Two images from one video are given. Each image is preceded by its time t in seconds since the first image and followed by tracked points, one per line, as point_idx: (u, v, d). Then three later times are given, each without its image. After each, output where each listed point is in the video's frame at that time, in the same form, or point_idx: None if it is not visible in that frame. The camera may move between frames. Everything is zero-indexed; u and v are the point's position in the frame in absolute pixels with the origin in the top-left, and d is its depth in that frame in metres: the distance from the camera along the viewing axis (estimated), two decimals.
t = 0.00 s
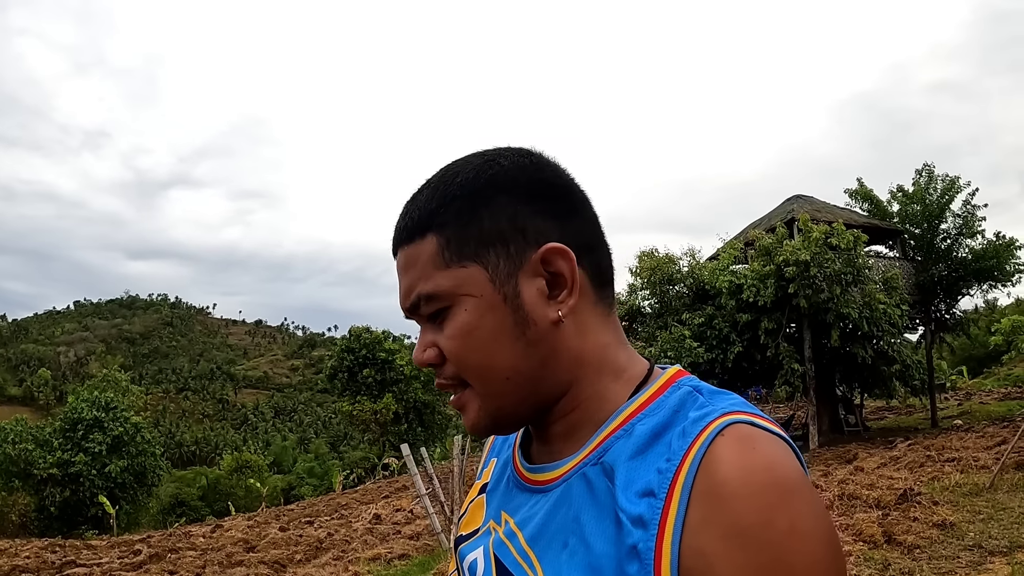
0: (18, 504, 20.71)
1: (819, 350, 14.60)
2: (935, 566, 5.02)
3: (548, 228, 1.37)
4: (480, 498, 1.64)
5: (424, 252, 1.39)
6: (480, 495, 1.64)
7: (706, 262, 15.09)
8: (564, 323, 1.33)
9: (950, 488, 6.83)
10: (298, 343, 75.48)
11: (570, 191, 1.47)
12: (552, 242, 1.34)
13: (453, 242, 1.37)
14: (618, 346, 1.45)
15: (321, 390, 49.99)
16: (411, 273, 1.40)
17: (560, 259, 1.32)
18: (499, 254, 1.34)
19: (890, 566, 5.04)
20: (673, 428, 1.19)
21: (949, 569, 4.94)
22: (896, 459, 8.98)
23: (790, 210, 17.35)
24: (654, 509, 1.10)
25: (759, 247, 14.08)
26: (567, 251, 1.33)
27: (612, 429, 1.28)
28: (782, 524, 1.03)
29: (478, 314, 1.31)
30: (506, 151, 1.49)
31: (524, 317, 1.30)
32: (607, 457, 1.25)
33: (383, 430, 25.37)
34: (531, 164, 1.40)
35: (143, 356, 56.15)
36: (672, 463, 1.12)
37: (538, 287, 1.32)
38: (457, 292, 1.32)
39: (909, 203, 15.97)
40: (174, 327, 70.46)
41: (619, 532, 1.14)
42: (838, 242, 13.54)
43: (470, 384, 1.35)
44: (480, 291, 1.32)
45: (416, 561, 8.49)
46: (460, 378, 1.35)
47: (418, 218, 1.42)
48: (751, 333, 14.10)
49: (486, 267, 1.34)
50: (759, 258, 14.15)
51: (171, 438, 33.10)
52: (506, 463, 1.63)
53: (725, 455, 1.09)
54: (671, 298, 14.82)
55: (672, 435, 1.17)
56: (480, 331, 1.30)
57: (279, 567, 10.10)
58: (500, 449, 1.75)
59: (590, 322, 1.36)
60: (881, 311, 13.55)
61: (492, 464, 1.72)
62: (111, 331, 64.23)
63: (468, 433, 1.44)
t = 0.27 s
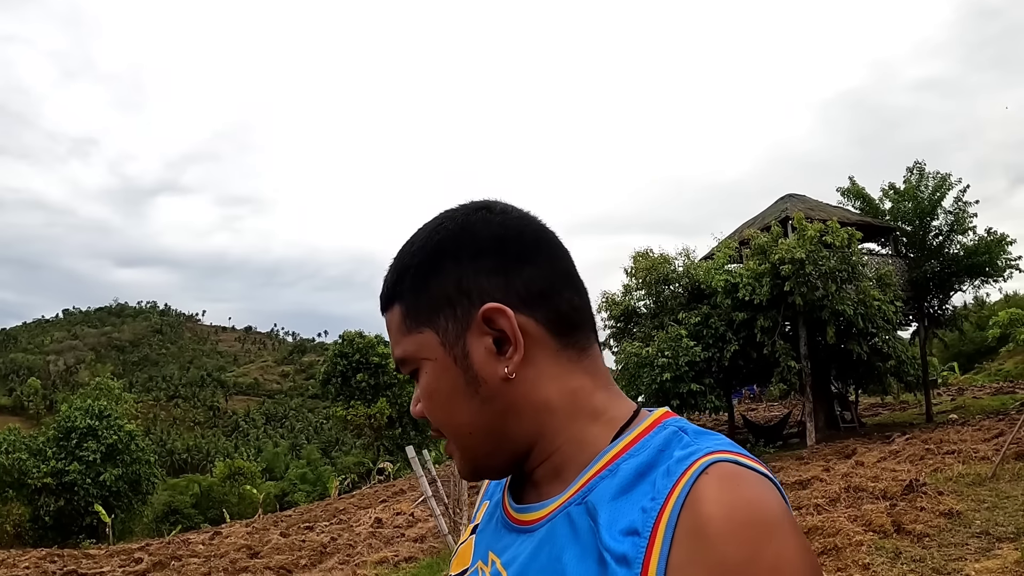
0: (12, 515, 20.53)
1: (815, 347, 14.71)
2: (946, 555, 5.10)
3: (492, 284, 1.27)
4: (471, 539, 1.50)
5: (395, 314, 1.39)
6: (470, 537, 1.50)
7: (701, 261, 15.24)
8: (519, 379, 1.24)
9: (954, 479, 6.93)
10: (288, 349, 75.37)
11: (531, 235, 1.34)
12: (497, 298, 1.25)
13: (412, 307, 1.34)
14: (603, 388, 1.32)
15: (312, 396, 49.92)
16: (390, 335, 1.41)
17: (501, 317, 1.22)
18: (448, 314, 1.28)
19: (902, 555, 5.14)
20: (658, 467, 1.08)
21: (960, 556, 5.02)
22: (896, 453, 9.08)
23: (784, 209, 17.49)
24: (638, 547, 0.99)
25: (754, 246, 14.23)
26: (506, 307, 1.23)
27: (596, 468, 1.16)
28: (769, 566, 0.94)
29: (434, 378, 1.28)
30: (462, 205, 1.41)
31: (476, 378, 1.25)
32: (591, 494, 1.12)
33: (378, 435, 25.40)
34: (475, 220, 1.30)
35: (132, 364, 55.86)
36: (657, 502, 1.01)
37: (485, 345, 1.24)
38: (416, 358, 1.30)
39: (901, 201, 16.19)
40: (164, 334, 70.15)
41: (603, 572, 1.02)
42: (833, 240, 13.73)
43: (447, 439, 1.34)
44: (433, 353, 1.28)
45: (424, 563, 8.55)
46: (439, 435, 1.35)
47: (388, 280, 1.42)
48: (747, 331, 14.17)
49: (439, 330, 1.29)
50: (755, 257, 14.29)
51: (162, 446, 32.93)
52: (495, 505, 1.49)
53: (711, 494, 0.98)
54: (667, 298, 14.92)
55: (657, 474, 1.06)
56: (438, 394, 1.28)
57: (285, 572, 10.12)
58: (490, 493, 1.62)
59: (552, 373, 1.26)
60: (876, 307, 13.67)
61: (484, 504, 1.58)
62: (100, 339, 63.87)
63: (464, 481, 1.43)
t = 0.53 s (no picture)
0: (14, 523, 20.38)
1: (820, 352, 14.79)
2: (964, 552, 5.18)
3: (516, 278, 1.31)
4: (487, 537, 1.52)
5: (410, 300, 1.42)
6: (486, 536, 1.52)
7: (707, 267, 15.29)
8: (533, 371, 1.27)
9: (967, 480, 7.01)
10: (287, 356, 75.40)
11: (555, 238, 1.40)
12: (521, 291, 1.29)
13: (431, 296, 1.37)
14: (611, 385, 1.36)
15: (311, 403, 49.94)
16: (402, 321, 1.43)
17: (524, 309, 1.26)
18: (470, 303, 1.31)
19: (922, 553, 5.22)
20: (653, 460, 1.08)
21: (978, 554, 5.10)
22: (906, 455, 9.14)
23: (788, 215, 17.58)
24: (629, 544, 0.99)
25: (761, 252, 14.28)
26: (530, 302, 1.27)
27: (595, 464, 1.16)
28: (757, 558, 0.93)
29: (449, 363, 1.31)
30: (489, 202, 1.46)
31: (491, 366, 1.28)
32: (589, 493, 1.13)
33: (381, 441, 25.42)
34: (508, 215, 1.35)
35: (131, 370, 55.88)
36: (649, 498, 1.01)
37: (505, 335, 1.27)
38: (432, 341, 1.33)
39: (905, 206, 16.26)
40: (163, 341, 70.16)
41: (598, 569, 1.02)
42: (839, 245, 13.79)
43: (453, 426, 1.36)
44: (451, 340, 1.31)
45: (440, 568, 8.62)
46: (445, 421, 1.36)
47: (407, 269, 1.45)
48: (754, 337, 14.26)
49: (458, 317, 1.32)
50: (761, 262, 14.32)
51: (162, 453, 32.92)
52: (508, 503, 1.51)
53: (700, 488, 0.98)
54: (673, 304, 15.07)
55: (651, 470, 1.06)
56: (451, 379, 1.31)
57: None
58: (505, 489, 1.63)
59: (566, 370, 1.30)
60: (882, 312, 13.76)
61: (499, 505, 1.59)
62: (98, 346, 63.86)
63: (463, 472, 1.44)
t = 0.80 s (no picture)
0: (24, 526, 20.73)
1: (829, 351, 14.87)
2: (984, 544, 5.29)
3: (560, 289, 1.36)
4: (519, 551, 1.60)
5: (451, 297, 1.46)
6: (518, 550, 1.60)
7: (715, 268, 15.43)
8: (562, 387, 1.32)
9: (981, 475, 7.08)
10: (290, 359, 75.52)
11: (602, 254, 1.43)
12: (563, 305, 1.34)
13: (473, 297, 1.42)
14: (638, 408, 1.39)
15: (314, 406, 50.07)
16: (437, 314, 1.48)
17: (565, 325, 1.31)
18: (509, 311, 1.36)
19: (944, 546, 5.32)
20: (656, 492, 1.12)
21: (999, 546, 5.20)
22: (917, 453, 9.20)
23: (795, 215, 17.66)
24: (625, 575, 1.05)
25: (770, 252, 14.32)
26: (572, 317, 1.31)
27: (604, 492, 1.22)
28: None
29: (479, 365, 1.36)
30: (546, 208, 1.51)
31: (521, 375, 1.33)
32: (595, 524, 1.19)
33: (387, 444, 25.52)
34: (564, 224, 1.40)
35: (134, 374, 56.04)
36: (646, 534, 1.06)
37: (539, 348, 1.32)
38: (465, 342, 1.38)
39: (911, 205, 16.41)
40: (166, 345, 70.33)
41: None
42: (848, 245, 13.85)
43: (473, 427, 1.40)
44: (485, 344, 1.36)
45: (459, 569, 8.74)
46: (465, 422, 1.41)
47: (451, 266, 1.50)
48: (763, 337, 14.34)
49: (496, 321, 1.38)
50: (770, 263, 14.38)
51: (166, 456, 33.04)
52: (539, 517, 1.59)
53: (694, 525, 1.00)
54: (682, 305, 15.16)
55: (652, 503, 1.10)
56: (478, 382, 1.35)
57: None
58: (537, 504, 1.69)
59: (595, 388, 1.33)
60: (890, 311, 13.84)
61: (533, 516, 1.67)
62: (102, 350, 64.06)
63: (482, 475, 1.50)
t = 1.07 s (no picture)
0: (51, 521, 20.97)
1: (853, 339, 15.05)
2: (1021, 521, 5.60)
3: (645, 287, 1.36)
4: (554, 548, 1.59)
5: (529, 277, 1.44)
6: (554, 545, 1.60)
7: (740, 256, 15.66)
8: (639, 381, 1.32)
9: (1012, 455, 7.31)
10: (308, 354, 76.37)
11: (681, 258, 1.44)
12: (646, 303, 1.34)
13: (556, 279, 1.39)
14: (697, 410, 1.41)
15: (333, 400, 50.75)
16: (512, 292, 1.44)
17: (648, 321, 1.32)
18: (593, 299, 1.35)
19: (980, 523, 5.72)
20: (720, 486, 1.15)
21: None
22: (943, 438, 9.40)
23: (819, 204, 17.82)
24: (691, 568, 1.07)
25: (794, 240, 14.50)
26: (655, 316, 1.32)
27: (663, 485, 1.24)
28: None
29: (556, 350, 1.33)
30: (631, 206, 1.50)
31: (598, 365, 1.32)
32: (656, 513, 1.21)
33: (410, 436, 25.95)
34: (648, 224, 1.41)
35: (153, 370, 56.96)
36: (714, 524, 1.09)
37: (620, 341, 1.32)
38: (544, 325, 1.35)
39: (934, 192, 16.48)
40: (184, 341, 71.29)
41: None
42: (872, 232, 14.00)
43: (536, 412, 1.37)
44: (566, 330, 1.34)
45: (496, 555, 9.08)
46: (527, 405, 1.38)
47: (530, 246, 1.48)
48: (788, 324, 14.50)
49: (578, 309, 1.36)
50: (795, 250, 14.56)
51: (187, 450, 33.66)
52: (577, 514, 1.60)
53: (766, 518, 1.04)
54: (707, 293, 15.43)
55: (718, 495, 1.13)
56: (554, 366, 1.33)
57: (355, 569, 10.59)
58: (574, 501, 1.70)
59: (667, 386, 1.35)
60: (914, 298, 13.95)
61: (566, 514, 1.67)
62: (121, 346, 65.06)
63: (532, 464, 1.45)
